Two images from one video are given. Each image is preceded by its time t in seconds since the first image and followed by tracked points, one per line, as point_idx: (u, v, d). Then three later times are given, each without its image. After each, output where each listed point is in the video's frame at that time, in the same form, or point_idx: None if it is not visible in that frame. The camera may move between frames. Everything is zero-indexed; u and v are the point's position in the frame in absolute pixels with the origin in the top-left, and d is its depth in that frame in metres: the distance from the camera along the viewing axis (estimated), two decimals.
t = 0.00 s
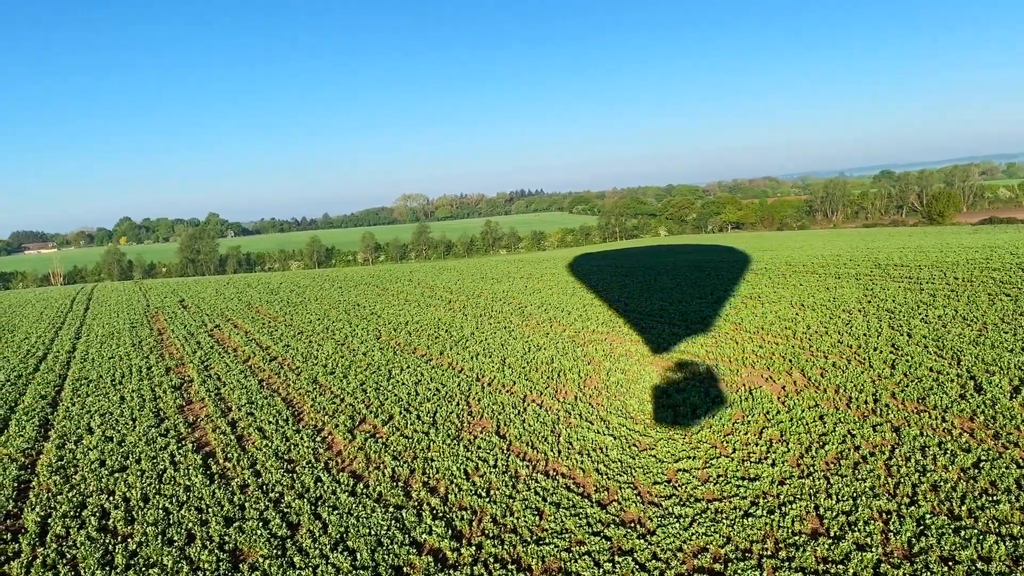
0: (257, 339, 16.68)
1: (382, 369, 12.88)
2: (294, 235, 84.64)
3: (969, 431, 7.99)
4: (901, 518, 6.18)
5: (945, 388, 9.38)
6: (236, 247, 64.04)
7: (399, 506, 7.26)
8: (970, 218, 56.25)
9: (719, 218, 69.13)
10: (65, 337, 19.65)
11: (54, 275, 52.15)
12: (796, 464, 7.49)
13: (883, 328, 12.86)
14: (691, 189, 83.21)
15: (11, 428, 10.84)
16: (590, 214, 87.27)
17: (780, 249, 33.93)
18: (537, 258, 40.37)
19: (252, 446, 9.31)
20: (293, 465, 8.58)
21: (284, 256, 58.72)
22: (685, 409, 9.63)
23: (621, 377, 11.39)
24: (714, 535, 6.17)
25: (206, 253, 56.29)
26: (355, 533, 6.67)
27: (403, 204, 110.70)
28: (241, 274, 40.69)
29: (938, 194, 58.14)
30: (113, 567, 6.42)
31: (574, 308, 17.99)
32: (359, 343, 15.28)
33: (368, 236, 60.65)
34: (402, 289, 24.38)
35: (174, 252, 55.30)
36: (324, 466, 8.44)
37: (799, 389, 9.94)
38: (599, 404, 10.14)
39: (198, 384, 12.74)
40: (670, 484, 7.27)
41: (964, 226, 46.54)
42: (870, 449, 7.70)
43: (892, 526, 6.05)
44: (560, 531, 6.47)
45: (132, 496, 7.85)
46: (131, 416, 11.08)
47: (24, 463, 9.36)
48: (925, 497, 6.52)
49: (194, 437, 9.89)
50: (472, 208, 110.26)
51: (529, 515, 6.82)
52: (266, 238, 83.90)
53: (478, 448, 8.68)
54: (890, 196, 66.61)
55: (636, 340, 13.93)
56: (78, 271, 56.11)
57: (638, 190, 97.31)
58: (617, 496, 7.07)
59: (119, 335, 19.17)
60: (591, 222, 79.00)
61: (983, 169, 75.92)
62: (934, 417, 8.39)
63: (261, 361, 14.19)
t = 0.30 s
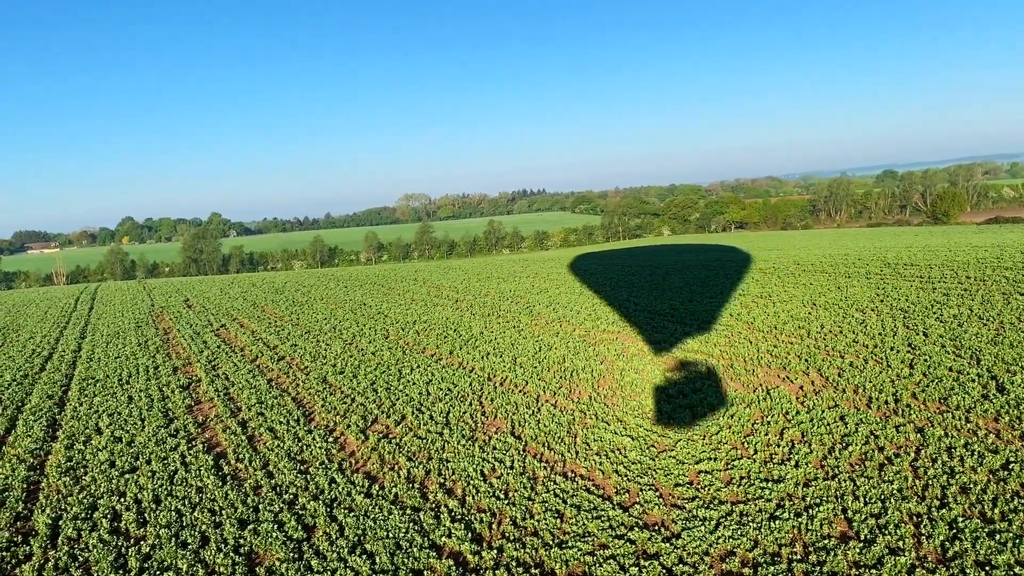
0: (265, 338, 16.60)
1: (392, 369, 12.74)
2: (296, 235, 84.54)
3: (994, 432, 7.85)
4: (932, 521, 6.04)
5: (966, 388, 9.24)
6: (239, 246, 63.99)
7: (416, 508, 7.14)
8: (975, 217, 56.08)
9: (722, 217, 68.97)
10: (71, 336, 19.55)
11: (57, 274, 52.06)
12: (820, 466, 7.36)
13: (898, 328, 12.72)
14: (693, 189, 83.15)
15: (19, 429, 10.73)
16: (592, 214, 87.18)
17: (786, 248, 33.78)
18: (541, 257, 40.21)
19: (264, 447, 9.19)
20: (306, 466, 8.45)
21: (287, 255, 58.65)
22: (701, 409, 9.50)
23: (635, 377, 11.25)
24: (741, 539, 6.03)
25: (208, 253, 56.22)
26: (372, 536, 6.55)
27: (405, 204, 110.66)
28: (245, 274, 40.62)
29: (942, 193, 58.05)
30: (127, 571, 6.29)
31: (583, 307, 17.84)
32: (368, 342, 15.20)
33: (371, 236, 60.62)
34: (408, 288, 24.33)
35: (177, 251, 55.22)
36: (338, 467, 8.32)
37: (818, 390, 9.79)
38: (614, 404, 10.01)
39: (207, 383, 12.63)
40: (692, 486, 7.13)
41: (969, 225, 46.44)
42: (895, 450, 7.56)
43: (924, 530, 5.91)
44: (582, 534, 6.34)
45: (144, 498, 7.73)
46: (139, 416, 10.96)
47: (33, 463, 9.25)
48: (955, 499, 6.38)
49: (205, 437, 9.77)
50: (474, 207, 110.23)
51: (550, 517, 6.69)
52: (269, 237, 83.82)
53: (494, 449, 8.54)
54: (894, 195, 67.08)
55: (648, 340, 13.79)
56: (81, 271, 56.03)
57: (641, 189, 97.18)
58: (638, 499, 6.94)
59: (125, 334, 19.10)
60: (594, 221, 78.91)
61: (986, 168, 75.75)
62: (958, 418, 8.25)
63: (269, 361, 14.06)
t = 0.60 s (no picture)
0: (272, 337, 16.50)
1: (402, 368, 12.61)
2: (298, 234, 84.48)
3: (1022, 433, 7.69)
4: (965, 525, 5.90)
5: (989, 388, 9.08)
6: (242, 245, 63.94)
7: (434, 510, 7.01)
8: (980, 216, 55.73)
9: (725, 216, 68.76)
10: (76, 335, 19.45)
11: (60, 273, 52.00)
12: (844, 467, 7.22)
13: (914, 327, 12.57)
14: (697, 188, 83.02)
15: (27, 428, 10.62)
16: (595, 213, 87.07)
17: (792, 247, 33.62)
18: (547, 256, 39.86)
19: (276, 447, 9.06)
20: (319, 467, 8.33)
21: (290, 254, 58.58)
22: (719, 408, 9.37)
23: (650, 377, 11.11)
24: (769, 542, 5.90)
25: (211, 252, 56.16)
26: (391, 539, 6.42)
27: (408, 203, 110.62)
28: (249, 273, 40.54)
29: (947, 192, 57.78)
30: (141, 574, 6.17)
31: (591, 306, 17.71)
32: (376, 342, 15.10)
33: (374, 236, 60.55)
34: (414, 287, 24.24)
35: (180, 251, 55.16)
36: (352, 468, 8.19)
37: (837, 390, 9.66)
38: (629, 404, 9.88)
39: (215, 383, 12.52)
40: (715, 488, 6.99)
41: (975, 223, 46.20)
42: (921, 452, 7.40)
43: (957, 533, 5.77)
44: (605, 537, 6.21)
45: (155, 499, 7.61)
46: (148, 416, 10.84)
47: (43, 464, 9.13)
48: (987, 501, 6.23)
49: (216, 437, 9.64)
50: (476, 207, 110.16)
51: (572, 520, 6.56)
52: (271, 236, 83.77)
53: (510, 450, 8.41)
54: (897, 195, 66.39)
55: (660, 338, 13.65)
56: (84, 270, 55.98)
57: (644, 188, 96.99)
58: (661, 501, 6.81)
59: (131, 334, 19.01)
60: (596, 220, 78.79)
61: (991, 168, 75.42)
62: (983, 419, 8.09)
63: (277, 360, 13.94)
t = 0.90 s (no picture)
0: (278, 336, 16.37)
1: (412, 367, 12.49)
2: (300, 232, 84.34)
3: None
4: (999, 528, 5.76)
5: (1012, 388, 8.92)
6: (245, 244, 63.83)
7: (452, 512, 6.88)
8: (985, 216, 55.45)
9: (728, 215, 68.46)
10: (81, 334, 19.35)
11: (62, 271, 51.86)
12: (869, 468, 7.08)
13: (929, 326, 12.43)
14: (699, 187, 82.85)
15: (34, 428, 10.49)
16: (597, 211, 86.89)
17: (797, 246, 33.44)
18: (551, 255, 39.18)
19: (288, 447, 8.94)
20: (333, 467, 8.21)
21: (292, 253, 58.46)
22: (736, 407, 9.24)
23: (664, 376, 10.98)
24: (797, 545, 5.76)
25: (214, 250, 56.04)
26: (409, 541, 6.29)
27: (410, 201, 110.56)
28: (252, 271, 40.44)
29: (951, 191, 57.52)
30: None
31: (600, 305, 17.59)
32: (384, 340, 14.97)
33: (376, 234, 60.42)
34: (420, 285, 24.10)
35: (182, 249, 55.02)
36: (366, 468, 8.06)
37: (855, 389, 9.52)
38: (644, 404, 9.74)
39: (223, 382, 12.39)
40: (738, 490, 6.86)
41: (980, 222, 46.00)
42: (947, 452, 7.26)
43: (991, 536, 5.63)
44: (628, 540, 6.08)
45: (167, 500, 7.48)
46: (156, 415, 10.72)
47: (51, 463, 9.01)
48: (1019, 503, 6.09)
49: (225, 437, 9.51)
50: (478, 206, 110.02)
51: (593, 522, 6.43)
52: (273, 235, 83.63)
53: (525, 450, 8.27)
54: (901, 194, 66.62)
55: (671, 337, 13.51)
56: (86, 268, 55.85)
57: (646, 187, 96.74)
58: (683, 503, 6.68)
59: (135, 332, 18.87)
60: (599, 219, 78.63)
61: (995, 167, 75.14)
62: (1008, 419, 7.94)
63: (285, 359, 13.82)
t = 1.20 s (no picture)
0: (284, 334, 16.23)
1: (421, 366, 12.35)
2: (302, 230, 84.19)
3: None
4: None
5: None
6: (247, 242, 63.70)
7: (469, 513, 6.74)
8: (989, 215, 55.32)
9: (731, 214, 68.32)
10: (85, 332, 19.24)
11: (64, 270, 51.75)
12: (893, 470, 6.95)
13: (944, 326, 12.30)
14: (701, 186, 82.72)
15: (41, 427, 10.37)
16: (599, 210, 86.74)
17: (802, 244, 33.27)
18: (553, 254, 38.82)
19: (298, 447, 8.81)
20: (345, 468, 8.07)
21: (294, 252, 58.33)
22: (753, 406, 9.10)
23: (678, 375, 10.83)
24: (826, 549, 5.64)
25: (216, 248, 55.94)
26: (427, 543, 6.16)
27: (411, 200, 110.42)
28: (255, 270, 40.31)
29: (955, 190, 57.41)
30: None
31: (607, 303, 17.43)
32: (391, 339, 14.84)
33: (378, 232, 60.33)
34: (425, 283, 23.96)
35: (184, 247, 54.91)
36: (379, 469, 7.93)
37: (873, 389, 9.39)
38: (660, 403, 9.61)
39: (230, 380, 12.26)
40: (761, 491, 6.74)
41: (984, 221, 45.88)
42: (972, 454, 7.13)
43: None
44: (651, 543, 5.96)
45: (178, 501, 7.35)
46: (163, 414, 10.59)
47: (59, 463, 8.89)
48: None
49: (235, 436, 9.38)
50: (479, 204, 109.86)
51: (615, 525, 6.30)
52: (275, 233, 83.52)
53: (541, 450, 8.14)
54: (903, 192, 66.71)
55: (683, 335, 13.36)
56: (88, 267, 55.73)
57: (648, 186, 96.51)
58: (706, 505, 6.55)
59: (140, 330, 18.74)
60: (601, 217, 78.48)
61: (997, 166, 75.04)
62: None
63: (292, 358, 13.69)
